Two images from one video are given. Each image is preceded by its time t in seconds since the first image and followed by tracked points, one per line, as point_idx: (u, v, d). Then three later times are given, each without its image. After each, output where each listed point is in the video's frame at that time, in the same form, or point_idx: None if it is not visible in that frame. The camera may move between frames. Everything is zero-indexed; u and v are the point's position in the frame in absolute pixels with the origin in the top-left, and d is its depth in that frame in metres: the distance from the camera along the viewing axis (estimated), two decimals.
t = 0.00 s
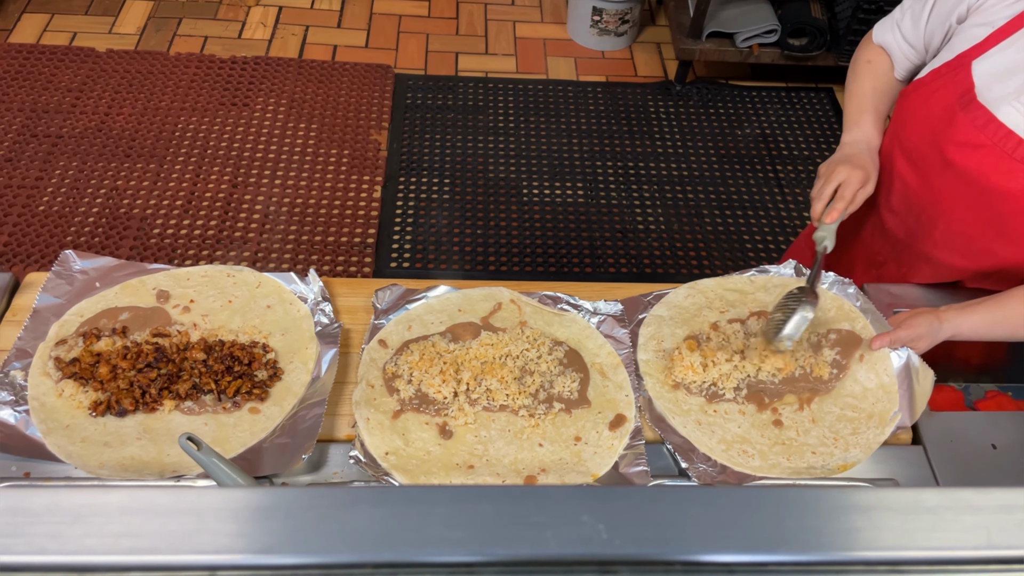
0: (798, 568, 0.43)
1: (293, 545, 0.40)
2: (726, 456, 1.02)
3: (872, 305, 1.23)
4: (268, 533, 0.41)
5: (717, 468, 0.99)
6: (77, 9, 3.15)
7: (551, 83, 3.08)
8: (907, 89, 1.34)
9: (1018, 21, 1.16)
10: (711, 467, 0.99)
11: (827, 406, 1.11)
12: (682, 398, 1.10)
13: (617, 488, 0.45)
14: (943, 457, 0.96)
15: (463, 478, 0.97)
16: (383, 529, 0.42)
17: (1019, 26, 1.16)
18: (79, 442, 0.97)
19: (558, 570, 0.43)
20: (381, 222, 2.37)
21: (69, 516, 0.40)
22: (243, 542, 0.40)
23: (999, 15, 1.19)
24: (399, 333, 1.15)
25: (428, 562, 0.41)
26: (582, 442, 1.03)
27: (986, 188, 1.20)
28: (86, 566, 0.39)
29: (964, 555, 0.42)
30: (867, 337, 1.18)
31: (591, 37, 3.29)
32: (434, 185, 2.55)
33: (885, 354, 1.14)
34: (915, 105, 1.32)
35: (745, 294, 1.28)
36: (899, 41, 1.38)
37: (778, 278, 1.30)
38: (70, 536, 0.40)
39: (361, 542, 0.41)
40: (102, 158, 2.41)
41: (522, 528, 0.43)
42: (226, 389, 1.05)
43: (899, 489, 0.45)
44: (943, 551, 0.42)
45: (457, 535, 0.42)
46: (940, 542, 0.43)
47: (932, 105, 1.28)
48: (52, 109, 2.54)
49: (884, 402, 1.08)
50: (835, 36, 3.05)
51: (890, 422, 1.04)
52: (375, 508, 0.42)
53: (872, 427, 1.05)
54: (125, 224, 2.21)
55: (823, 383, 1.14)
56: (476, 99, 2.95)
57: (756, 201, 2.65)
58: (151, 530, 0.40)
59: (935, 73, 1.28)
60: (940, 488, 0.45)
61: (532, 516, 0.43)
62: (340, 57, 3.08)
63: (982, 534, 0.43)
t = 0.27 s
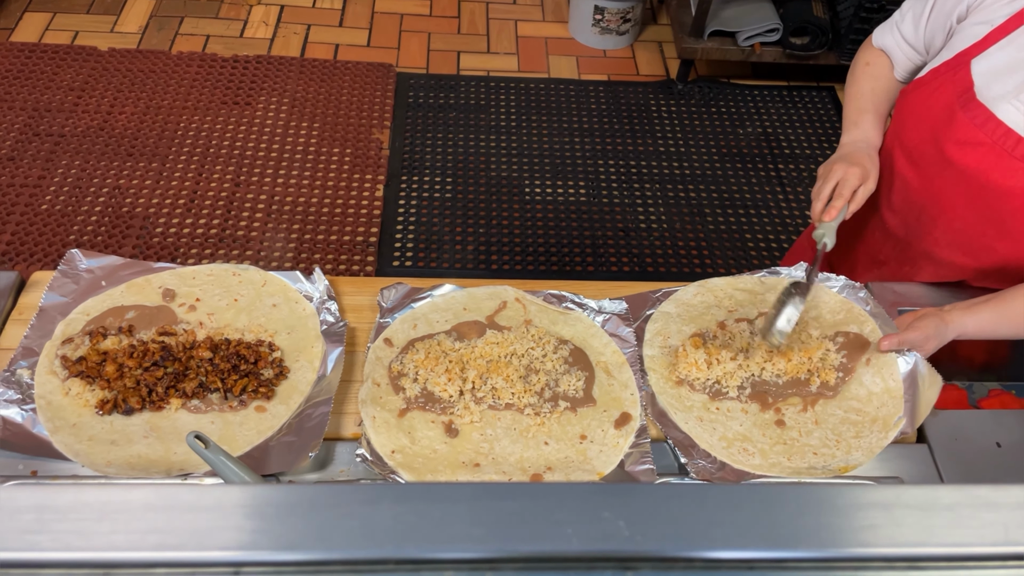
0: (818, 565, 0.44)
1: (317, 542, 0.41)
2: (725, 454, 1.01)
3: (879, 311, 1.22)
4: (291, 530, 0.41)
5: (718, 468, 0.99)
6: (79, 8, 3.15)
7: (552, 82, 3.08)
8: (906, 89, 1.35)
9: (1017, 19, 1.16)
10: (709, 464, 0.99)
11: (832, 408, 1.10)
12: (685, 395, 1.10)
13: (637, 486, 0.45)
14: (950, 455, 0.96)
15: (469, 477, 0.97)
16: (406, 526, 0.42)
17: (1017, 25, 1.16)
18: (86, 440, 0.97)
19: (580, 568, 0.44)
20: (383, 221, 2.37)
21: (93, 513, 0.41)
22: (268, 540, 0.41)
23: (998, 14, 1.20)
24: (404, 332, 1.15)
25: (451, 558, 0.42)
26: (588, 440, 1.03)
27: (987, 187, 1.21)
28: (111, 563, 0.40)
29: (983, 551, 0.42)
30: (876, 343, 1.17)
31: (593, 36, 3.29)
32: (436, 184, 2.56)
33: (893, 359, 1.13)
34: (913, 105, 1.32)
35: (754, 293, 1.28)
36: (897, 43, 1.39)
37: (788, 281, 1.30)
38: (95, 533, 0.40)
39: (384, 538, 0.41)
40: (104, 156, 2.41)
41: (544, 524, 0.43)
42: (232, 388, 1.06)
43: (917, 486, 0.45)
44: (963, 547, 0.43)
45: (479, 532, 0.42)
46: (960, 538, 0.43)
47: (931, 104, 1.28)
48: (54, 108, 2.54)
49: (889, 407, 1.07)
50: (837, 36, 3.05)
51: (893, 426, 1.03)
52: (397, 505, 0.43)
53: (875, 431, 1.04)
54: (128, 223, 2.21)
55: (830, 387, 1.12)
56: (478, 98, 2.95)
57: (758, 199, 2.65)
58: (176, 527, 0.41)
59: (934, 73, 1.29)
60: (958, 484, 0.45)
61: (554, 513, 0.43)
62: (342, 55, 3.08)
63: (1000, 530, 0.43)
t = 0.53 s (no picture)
0: (840, 559, 0.45)
1: (343, 535, 0.43)
2: (723, 449, 1.03)
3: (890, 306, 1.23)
4: (317, 525, 0.43)
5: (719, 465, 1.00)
6: (81, 7, 3.15)
7: (554, 81, 3.08)
8: (901, 93, 1.34)
9: (1009, 21, 1.17)
10: (705, 458, 1.00)
11: (837, 414, 1.10)
12: (690, 388, 1.12)
13: (659, 483, 0.47)
14: (956, 453, 0.97)
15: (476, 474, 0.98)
16: (432, 519, 0.44)
17: (1010, 26, 1.17)
18: (94, 438, 0.98)
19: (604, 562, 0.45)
20: (386, 220, 2.38)
21: (123, 509, 0.42)
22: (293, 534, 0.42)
23: (991, 15, 1.20)
24: (410, 330, 1.16)
25: (480, 551, 0.43)
26: (594, 438, 1.03)
27: (988, 188, 1.21)
28: (144, 556, 0.41)
29: (997, 545, 0.44)
30: (891, 355, 1.16)
31: (594, 36, 3.29)
32: (439, 183, 2.56)
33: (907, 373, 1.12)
34: (909, 108, 1.32)
35: (775, 298, 1.28)
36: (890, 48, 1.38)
37: (808, 287, 1.30)
38: (126, 528, 0.42)
39: (411, 532, 0.43)
40: (107, 156, 2.41)
41: (570, 519, 0.45)
42: (240, 386, 1.06)
43: (933, 482, 0.47)
44: (978, 541, 0.44)
45: (506, 526, 0.44)
46: (975, 533, 0.45)
47: (928, 107, 1.28)
48: (57, 107, 2.54)
49: (895, 417, 1.06)
50: (839, 35, 3.05)
51: (897, 437, 1.03)
52: (424, 499, 0.45)
53: (879, 441, 1.04)
54: (131, 221, 2.22)
55: (838, 395, 1.13)
56: (480, 97, 2.95)
57: (760, 198, 2.65)
58: (204, 522, 0.42)
59: (928, 76, 1.29)
60: (971, 481, 0.47)
61: (579, 509, 0.45)
62: (344, 55, 3.08)
63: (1014, 525, 0.45)
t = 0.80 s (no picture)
0: (867, 558, 0.44)
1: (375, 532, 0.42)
2: (719, 443, 1.03)
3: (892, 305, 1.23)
4: (349, 523, 0.42)
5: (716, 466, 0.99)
6: (84, 6, 3.15)
7: (557, 79, 3.08)
8: (898, 95, 1.35)
9: (1003, 20, 1.18)
10: (698, 447, 1.01)
11: (843, 428, 1.06)
12: (697, 381, 1.12)
13: (688, 481, 0.46)
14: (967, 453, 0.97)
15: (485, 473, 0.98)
16: (462, 517, 0.43)
17: (1004, 26, 1.17)
18: (103, 436, 0.98)
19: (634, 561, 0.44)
20: (390, 219, 2.38)
21: (155, 507, 0.42)
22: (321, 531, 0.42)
23: (984, 15, 1.21)
24: (418, 329, 1.16)
25: (508, 549, 0.42)
26: (602, 437, 1.04)
27: (988, 188, 1.21)
28: (175, 554, 0.40)
29: None
30: (912, 381, 1.10)
31: (597, 34, 3.29)
32: (443, 182, 2.56)
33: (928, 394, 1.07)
34: (907, 110, 1.33)
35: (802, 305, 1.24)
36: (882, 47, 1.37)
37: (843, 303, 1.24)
38: (158, 525, 0.41)
39: (439, 529, 0.42)
40: (111, 154, 2.41)
41: (597, 517, 0.44)
42: (249, 384, 1.06)
43: (964, 480, 0.46)
44: (1013, 540, 0.43)
45: (534, 524, 0.43)
46: (1008, 531, 0.44)
47: (926, 109, 1.29)
48: (60, 105, 2.54)
49: (902, 443, 1.02)
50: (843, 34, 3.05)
51: (898, 464, 0.99)
52: (452, 497, 0.44)
53: (878, 462, 1.01)
54: (134, 221, 2.22)
55: (848, 413, 1.08)
56: (483, 96, 2.95)
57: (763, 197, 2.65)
58: (235, 519, 0.41)
59: (924, 78, 1.30)
60: (1003, 479, 0.46)
61: (607, 506, 0.44)
62: (347, 53, 3.08)
63: None
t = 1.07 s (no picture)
0: (894, 562, 0.44)
1: (406, 535, 0.41)
2: (724, 441, 1.03)
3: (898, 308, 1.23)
4: (380, 525, 0.41)
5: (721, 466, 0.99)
6: (88, 5, 3.16)
7: (560, 79, 3.08)
8: (896, 92, 1.36)
9: (1001, 18, 1.18)
10: (701, 444, 1.01)
11: (849, 430, 1.06)
12: (703, 380, 1.12)
13: (713, 483, 0.45)
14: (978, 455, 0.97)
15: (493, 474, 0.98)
16: (491, 519, 0.42)
17: (1003, 24, 1.18)
18: (113, 437, 0.98)
19: (663, 564, 0.43)
20: (393, 218, 2.38)
21: (185, 509, 0.41)
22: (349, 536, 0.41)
23: (981, 14, 1.22)
24: (425, 329, 1.16)
25: (535, 552, 0.42)
26: (609, 438, 1.04)
27: (984, 186, 1.21)
28: (204, 558, 0.40)
29: None
30: (919, 386, 1.10)
31: (601, 34, 3.29)
32: (446, 181, 2.56)
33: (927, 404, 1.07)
34: (904, 108, 1.33)
35: (811, 306, 1.24)
36: (882, 41, 1.39)
37: (853, 306, 1.24)
38: (189, 527, 0.40)
39: (469, 532, 0.42)
40: (114, 154, 2.41)
41: (625, 520, 0.43)
42: (257, 385, 1.06)
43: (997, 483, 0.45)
44: None
45: (562, 527, 0.42)
46: None
47: (923, 107, 1.29)
48: (64, 105, 2.54)
49: (907, 447, 1.02)
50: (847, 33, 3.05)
51: (904, 466, 1.00)
52: (481, 500, 0.43)
53: (883, 464, 1.00)
54: (138, 221, 2.22)
55: (855, 415, 1.08)
56: (486, 96, 2.95)
57: (766, 197, 2.65)
58: (264, 522, 0.41)
59: (922, 75, 1.30)
60: None
61: (635, 509, 0.43)
62: (350, 53, 3.08)
63: None
